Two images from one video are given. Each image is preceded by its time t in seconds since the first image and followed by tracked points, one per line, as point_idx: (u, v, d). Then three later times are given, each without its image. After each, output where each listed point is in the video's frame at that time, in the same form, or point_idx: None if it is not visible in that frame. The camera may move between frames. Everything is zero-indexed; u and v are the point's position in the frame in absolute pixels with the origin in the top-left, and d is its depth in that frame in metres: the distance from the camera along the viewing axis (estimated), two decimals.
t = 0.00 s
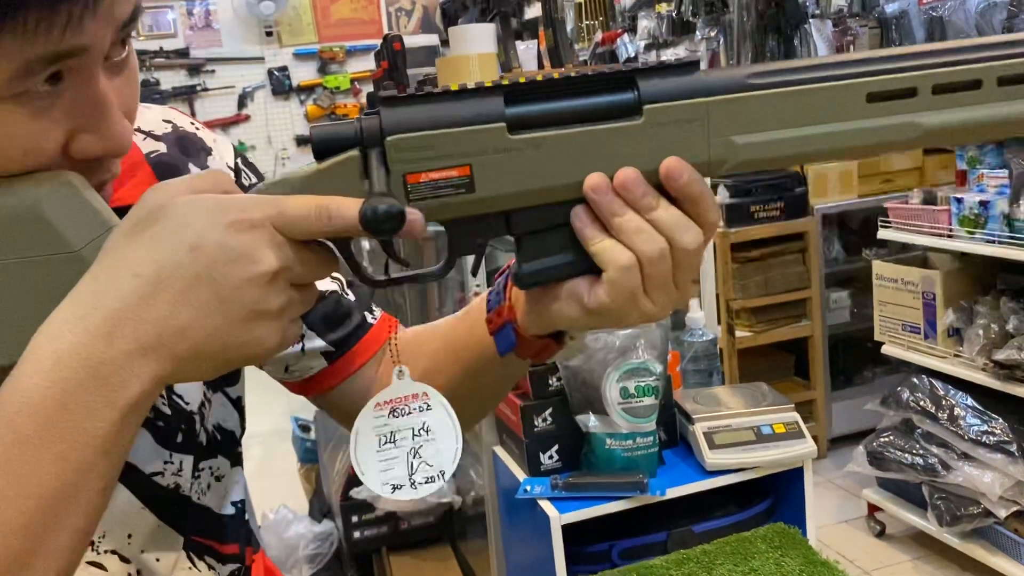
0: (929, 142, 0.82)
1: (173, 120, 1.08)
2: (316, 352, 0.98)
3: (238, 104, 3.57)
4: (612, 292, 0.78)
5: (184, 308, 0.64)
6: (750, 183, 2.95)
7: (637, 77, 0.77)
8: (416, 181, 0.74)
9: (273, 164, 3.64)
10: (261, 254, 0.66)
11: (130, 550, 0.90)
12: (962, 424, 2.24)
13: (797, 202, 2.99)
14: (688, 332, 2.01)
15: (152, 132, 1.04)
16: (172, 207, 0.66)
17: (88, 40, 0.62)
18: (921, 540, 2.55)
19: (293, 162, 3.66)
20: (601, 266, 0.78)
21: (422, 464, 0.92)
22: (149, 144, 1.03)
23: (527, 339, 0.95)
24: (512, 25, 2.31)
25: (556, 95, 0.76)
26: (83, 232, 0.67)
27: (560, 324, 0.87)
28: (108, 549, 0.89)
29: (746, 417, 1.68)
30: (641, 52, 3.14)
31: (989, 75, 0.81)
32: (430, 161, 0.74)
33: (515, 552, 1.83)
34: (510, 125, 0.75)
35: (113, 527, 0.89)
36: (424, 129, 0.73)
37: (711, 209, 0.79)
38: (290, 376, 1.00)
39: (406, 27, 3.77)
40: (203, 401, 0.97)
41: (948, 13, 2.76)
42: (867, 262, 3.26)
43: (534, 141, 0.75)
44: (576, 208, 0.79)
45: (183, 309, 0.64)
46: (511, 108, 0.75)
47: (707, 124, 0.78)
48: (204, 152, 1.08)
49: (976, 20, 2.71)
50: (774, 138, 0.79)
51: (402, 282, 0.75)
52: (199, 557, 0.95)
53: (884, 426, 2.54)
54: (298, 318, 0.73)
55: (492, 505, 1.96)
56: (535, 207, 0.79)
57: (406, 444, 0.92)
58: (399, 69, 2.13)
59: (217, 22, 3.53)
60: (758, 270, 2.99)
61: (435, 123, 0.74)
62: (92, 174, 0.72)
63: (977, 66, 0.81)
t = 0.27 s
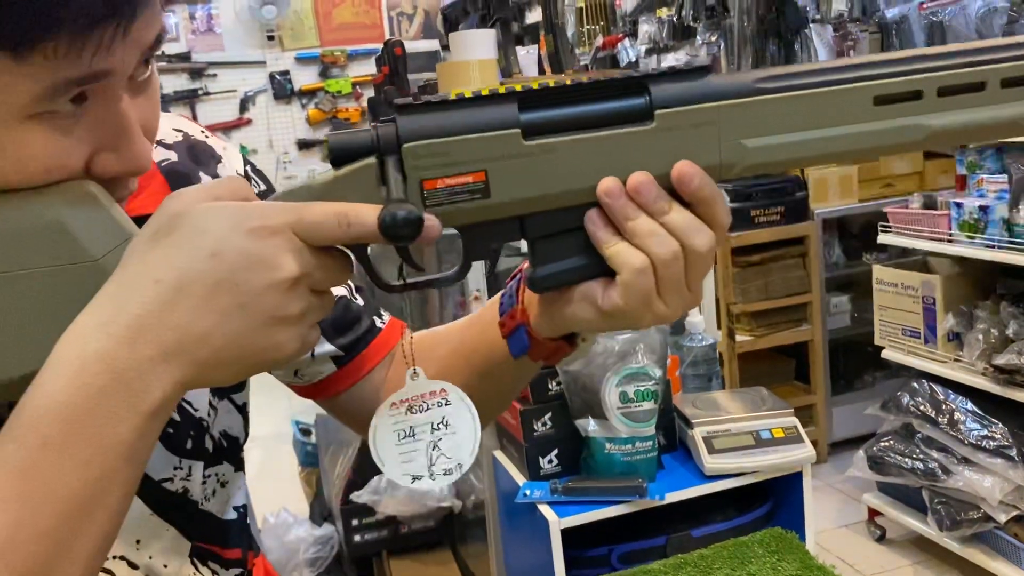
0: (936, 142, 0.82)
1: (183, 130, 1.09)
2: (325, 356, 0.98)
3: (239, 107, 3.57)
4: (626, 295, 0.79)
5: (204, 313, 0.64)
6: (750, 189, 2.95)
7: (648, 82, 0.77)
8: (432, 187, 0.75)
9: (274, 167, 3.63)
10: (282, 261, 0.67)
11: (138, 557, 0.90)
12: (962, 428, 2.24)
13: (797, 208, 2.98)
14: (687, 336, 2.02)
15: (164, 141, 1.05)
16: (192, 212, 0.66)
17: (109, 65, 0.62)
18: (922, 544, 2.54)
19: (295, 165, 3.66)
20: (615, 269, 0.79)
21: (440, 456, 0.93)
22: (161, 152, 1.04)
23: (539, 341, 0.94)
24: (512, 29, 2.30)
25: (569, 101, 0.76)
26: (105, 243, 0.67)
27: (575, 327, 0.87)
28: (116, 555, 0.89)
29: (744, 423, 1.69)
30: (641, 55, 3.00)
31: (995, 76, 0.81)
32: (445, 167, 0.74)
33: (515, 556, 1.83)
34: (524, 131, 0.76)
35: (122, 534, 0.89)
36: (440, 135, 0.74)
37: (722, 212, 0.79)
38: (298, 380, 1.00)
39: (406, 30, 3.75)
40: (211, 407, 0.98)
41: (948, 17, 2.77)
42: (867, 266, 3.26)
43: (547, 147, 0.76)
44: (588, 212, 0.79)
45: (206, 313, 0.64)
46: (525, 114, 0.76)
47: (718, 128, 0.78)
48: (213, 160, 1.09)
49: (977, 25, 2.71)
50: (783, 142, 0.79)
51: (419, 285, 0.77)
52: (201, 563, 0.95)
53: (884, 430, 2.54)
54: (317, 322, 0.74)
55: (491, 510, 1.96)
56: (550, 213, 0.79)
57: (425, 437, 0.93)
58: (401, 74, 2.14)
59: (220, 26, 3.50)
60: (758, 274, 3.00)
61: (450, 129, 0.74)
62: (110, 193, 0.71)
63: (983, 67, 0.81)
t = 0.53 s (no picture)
0: (934, 170, 0.84)
1: (199, 143, 1.11)
2: (335, 367, 0.99)
3: (243, 114, 3.58)
4: (630, 313, 0.81)
5: (223, 329, 0.65)
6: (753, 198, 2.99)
7: (655, 108, 0.79)
8: (443, 208, 0.76)
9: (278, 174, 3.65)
10: (299, 280, 0.68)
11: (151, 562, 0.92)
12: (963, 436, 2.24)
13: (798, 216, 3.01)
14: (690, 345, 2.03)
15: (180, 155, 1.07)
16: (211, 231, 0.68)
17: (129, 85, 0.63)
18: (924, 552, 2.55)
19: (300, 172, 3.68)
20: (621, 287, 0.80)
21: (456, 469, 0.93)
22: (176, 166, 1.06)
23: (546, 357, 0.94)
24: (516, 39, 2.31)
25: (576, 126, 0.78)
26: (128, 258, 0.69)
27: (582, 344, 0.88)
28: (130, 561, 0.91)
29: (747, 428, 1.70)
30: (643, 64, 2.99)
31: (993, 105, 0.83)
32: (456, 188, 0.76)
33: (517, 563, 1.84)
34: (533, 154, 0.77)
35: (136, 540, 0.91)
36: (452, 157, 0.76)
37: (725, 233, 0.81)
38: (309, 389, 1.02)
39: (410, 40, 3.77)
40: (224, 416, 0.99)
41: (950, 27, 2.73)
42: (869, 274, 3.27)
43: (555, 169, 0.78)
44: (595, 232, 0.81)
45: (224, 328, 0.65)
46: (535, 137, 0.78)
47: (722, 153, 0.80)
48: (228, 173, 1.11)
49: (978, 35, 2.71)
50: (786, 165, 0.81)
51: (430, 302, 0.78)
52: (212, 569, 0.97)
53: (885, 438, 2.55)
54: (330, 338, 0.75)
55: (494, 518, 1.98)
56: (558, 233, 0.81)
57: (440, 453, 0.93)
58: (406, 84, 2.16)
59: (224, 33, 3.51)
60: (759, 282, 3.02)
61: (462, 150, 0.76)
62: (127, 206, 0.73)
63: (980, 97, 0.83)
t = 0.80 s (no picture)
0: (928, 190, 0.85)
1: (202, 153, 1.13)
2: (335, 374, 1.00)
3: (247, 120, 3.57)
4: (624, 328, 0.81)
5: (222, 346, 0.67)
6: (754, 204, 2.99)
7: (651, 127, 0.81)
8: (440, 224, 0.77)
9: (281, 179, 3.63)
10: (297, 296, 0.70)
11: (151, 567, 0.93)
12: (965, 444, 2.24)
13: (801, 223, 3.01)
14: (690, 352, 2.04)
15: (184, 165, 1.09)
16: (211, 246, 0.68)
17: (125, 100, 0.64)
18: (925, 560, 2.55)
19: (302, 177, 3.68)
20: (615, 303, 0.81)
21: (432, 487, 0.94)
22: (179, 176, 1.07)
23: (541, 369, 0.95)
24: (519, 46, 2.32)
25: (572, 144, 0.80)
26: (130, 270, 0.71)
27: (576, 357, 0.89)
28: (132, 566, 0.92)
29: (749, 436, 1.70)
30: (647, 72, 3.00)
31: (985, 127, 0.84)
32: (454, 205, 0.77)
33: (518, 569, 1.85)
34: (530, 172, 0.78)
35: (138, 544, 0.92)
36: (449, 174, 0.77)
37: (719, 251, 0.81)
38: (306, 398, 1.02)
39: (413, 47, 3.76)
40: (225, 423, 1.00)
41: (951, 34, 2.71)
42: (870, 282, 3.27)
43: (551, 187, 0.79)
44: (591, 249, 0.82)
45: (226, 343, 0.67)
46: (532, 155, 0.79)
47: (716, 171, 0.81)
48: (230, 183, 1.12)
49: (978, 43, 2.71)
50: (783, 184, 0.82)
51: (426, 314, 0.79)
52: None
53: (886, 445, 2.55)
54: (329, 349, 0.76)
55: (494, 524, 1.99)
56: (552, 248, 0.82)
57: (418, 469, 0.94)
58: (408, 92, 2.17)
59: (228, 40, 3.52)
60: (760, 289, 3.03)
61: (461, 167, 0.77)
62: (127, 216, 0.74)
63: (974, 119, 0.84)
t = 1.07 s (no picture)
0: (928, 171, 0.85)
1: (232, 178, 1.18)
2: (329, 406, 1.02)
3: (252, 128, 3.58)
4: (631, 318, 0.80)
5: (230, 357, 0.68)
6: (756, 213, 3.00)
7: (648, 121, 0.82)
8: (445, 221, 0.79)
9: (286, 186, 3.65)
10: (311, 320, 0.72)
11: None
12: (966, 453, 2.25)
13: (804, 233, 3.02)
14: (691, 361, 2.05)
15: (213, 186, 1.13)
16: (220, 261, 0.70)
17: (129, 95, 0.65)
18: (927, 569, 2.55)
19: (307, 185, 3.69)
20: (622, 293, 0.81)
21: (456, 473, 0.94)
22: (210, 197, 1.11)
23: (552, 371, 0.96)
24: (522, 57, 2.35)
25: (573, 140, 0.81)
26: (140, 278, 0.71)
27: (586, 354, 0.89)
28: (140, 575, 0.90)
29: (748, 445, 1.71)
30: (650, 81, 3.04)
31: (982, 106, 0.84)
32: (457, 201, 0.79)
33: None
34: (531, 167, 0.80)
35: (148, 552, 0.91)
36: (453, 172, 0.79)
37: (725, 241, 0.81)
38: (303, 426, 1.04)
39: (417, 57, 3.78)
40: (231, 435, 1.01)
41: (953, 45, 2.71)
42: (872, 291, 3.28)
43: (552, 180, 0.80)
44: (595, 242, 0.82)
45: (246, 376, 0.69)
46: (532, 152, 0.81)
47: (714, 161, 0.82)
48: (257, 207, 1.16)
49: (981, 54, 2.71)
50: (783, 173, 0.83)
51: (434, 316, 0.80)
52: None
53: (889, 454, 2.56)
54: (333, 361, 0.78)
55: (496, 531, 2.00)
56: (557, 242, 0.83)
57: (440, 459, 0.94)
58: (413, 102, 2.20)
59: (234, 48, 3.54)
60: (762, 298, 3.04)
61: (464, 165, 0.79)
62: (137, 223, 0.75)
63: (971, 98, 0.84)
